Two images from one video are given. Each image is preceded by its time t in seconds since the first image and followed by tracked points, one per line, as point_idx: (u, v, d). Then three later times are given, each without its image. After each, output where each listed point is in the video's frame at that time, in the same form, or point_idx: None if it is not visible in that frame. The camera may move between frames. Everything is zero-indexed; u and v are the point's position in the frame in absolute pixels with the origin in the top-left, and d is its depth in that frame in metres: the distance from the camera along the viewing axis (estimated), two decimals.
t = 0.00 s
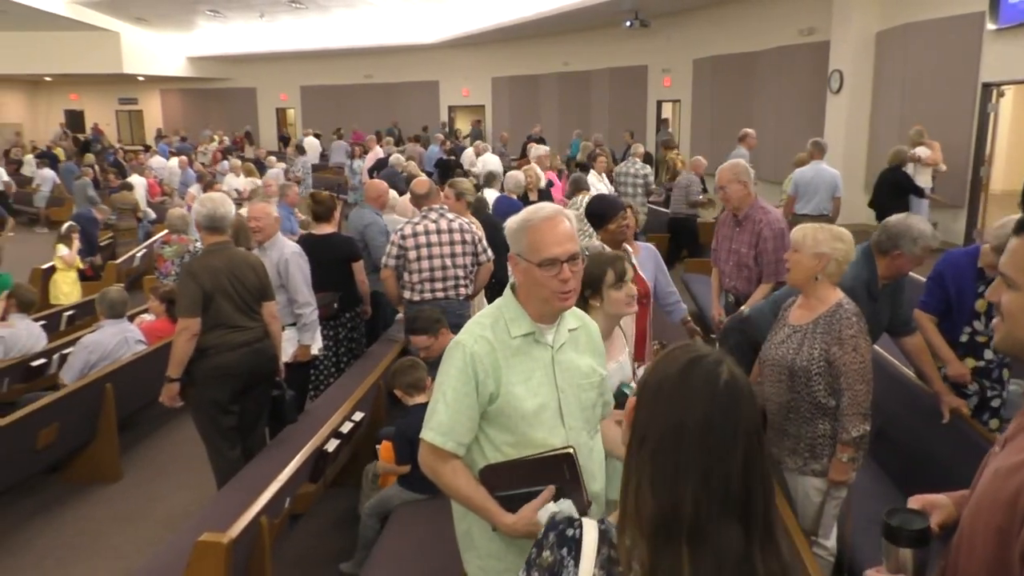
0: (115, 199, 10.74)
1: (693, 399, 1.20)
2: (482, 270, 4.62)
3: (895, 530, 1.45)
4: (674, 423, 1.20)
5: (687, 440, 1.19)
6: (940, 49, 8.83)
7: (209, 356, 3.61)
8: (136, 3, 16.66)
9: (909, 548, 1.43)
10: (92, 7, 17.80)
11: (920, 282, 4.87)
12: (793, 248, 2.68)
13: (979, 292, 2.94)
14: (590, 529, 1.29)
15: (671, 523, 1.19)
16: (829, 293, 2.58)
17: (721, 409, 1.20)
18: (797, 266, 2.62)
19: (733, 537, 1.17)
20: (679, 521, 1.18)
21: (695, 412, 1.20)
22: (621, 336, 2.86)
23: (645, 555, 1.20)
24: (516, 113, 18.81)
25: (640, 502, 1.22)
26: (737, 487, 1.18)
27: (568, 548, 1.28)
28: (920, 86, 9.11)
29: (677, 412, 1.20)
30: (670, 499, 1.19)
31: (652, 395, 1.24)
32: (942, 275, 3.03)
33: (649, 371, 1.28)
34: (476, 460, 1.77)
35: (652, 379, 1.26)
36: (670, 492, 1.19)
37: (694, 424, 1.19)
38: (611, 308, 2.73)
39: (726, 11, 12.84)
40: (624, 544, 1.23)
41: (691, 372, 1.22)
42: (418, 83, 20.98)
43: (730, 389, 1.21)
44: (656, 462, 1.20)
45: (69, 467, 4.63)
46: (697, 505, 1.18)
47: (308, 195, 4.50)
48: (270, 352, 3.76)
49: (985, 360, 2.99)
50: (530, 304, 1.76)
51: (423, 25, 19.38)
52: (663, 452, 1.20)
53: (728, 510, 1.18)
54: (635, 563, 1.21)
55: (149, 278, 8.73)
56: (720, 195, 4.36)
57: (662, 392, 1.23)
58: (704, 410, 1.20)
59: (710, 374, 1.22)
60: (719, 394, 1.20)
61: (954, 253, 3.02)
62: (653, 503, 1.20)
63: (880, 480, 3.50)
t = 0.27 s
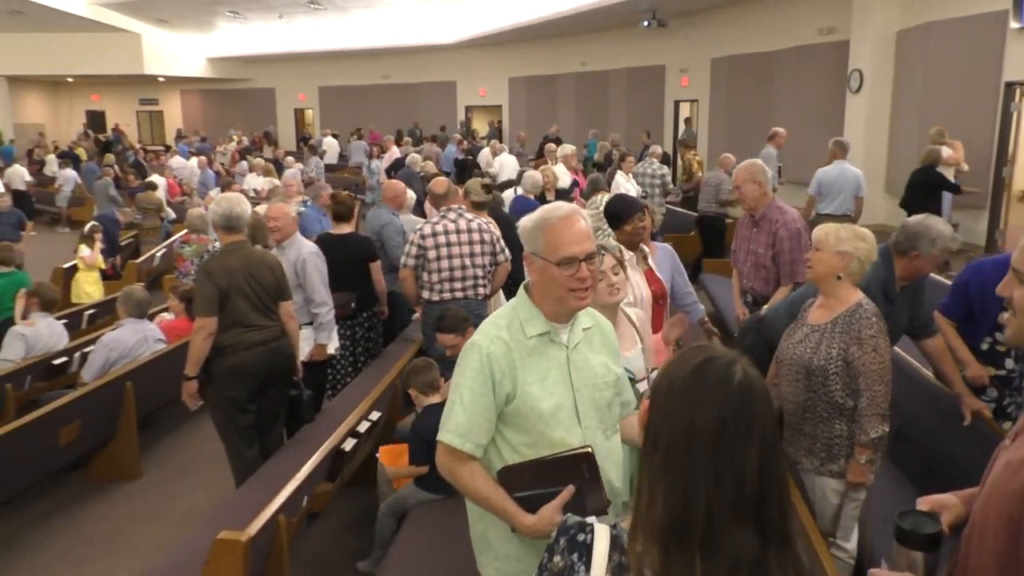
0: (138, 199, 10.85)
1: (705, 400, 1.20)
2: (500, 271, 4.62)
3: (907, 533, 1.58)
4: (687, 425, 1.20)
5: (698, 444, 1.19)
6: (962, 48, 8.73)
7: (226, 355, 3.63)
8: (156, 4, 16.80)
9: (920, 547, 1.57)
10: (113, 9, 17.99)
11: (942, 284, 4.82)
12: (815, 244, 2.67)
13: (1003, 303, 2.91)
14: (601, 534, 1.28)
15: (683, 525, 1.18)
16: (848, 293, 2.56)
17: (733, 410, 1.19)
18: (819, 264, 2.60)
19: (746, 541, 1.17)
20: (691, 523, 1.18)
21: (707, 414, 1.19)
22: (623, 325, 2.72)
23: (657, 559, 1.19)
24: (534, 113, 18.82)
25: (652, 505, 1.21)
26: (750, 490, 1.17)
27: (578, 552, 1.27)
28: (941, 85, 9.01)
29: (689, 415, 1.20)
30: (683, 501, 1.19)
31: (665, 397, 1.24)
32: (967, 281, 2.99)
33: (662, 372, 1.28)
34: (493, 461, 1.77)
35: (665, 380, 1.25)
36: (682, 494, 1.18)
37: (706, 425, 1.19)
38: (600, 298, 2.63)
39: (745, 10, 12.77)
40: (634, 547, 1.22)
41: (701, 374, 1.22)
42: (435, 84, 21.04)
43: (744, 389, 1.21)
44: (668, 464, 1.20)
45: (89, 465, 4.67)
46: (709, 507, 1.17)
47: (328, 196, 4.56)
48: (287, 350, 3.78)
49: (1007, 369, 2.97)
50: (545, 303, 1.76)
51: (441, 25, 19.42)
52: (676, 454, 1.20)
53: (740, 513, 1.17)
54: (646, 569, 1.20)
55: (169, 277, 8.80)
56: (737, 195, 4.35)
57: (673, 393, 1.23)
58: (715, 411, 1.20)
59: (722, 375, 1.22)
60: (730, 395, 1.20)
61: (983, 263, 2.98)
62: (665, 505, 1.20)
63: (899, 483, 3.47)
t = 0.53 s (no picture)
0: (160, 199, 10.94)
1: (721, 403, 1.20)
2: (518, 270, 4.62)
3: (914, 532, 1.59)
4: (705, 428, 1.20)
5: (717, 446, 1.19)
6: (987, 47, 8.63)
7: (245, 353, 3.66)
8: (178, 5, 16.92)
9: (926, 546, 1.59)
10: (136, 10, 18.18)
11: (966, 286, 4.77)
12: (828, 249, 2.63)
13: None
14: (622, 535, 1.30)
15: (702, 529, 1.18)
16: (868, 294, 2.54)
17: (751, 412, 1.19)
18: (835, 266, 2.58)
19: (768, 542, 1.16)
20: (710, 525, 1.17)
21: (725, 416, 1.19)
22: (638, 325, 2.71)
23: (677, 564, 1.19)
24: (552, 114, 18.81)
25: (672, 508, 1.21)
26: (770, 493, 1.17)
27: (598, 552, 1.29)
28: (966, 85, 8.91)
29: (706, 417, 1.20)
30: (702, 504, 1.19)
31: (681, 401, 1.24)
32: (992, 288, 3.08)
33: (678, 375, 1.28)
34: (511, 462, 1.77)
35: (681, 384, 1.25)
36: (701, 497, 1.18)
37: (723, 428, 1.19)
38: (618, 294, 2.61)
39: (766, 10, 12.69)
40: (654, 550, 1.22)
41: (716, 376, 1.22)
42: (454, 84, 21.06)
43: (761, 388, 1.20)
44: (688, 467, 1.20)
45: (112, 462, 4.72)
46: (729, 510, 1.17)
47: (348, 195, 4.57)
48: (305, 349, 3.81)
49: None
50: (563, 305, 1.76)
51: (460, 25, 19.44)
52: (694, 457, 1.20)
53: (760, 515, 1.17)
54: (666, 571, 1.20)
55: (190, 276, 8.87)
56: (756, 195, 4.33)
57: (688, 397, 1.23)
58: (732, 412, 1.19)
59: (739, 376, 1.21)
60: (748, 397, 1.20)
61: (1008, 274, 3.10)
62: (683, 508, 1.20)
63: (920, 485, 3.45)
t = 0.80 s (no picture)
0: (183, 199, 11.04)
1: (740, 401, 1.19)
2: (536, 271, 4.61)
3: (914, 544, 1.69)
4: (723, 427, 1.19)
5: (737, 444, 1.18)
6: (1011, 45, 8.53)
7: (264, 351, 3.69)
8: (200, 7, 17.05)
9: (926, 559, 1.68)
10: (158, 11, 18.35)
11: (990, 287, 4.71)
12: (845, 251, 2.61)
13: None
14: (645, 535, 1.30)
15: (724, 528, 1.17)
16: (887, 296, 2.51)
17: (772, 410, 1.18)
18: (852, 267, 2.55)
19: (790, 542, 1.15)
20: (731, 523, 1.17)
21: (744, 414, 1.18)
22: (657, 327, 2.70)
23: (699, 564, 1.18)
24: (571, 114, 18.80)
25: (693, 508, 1.21)
26: (792, 491, 1.16)
27: (620, 551, 1.30)
28: (989, 83, 8.81)
29: (725, 416, 1.19)
30: (722, 502, 1.18)
31: (700, 401, 1.23)
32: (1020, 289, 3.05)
33: (696, 375, 1.27)
34: (529, 463, 1.77)
35: (698, 384, 1.25)
36: (722, 496, 1.18)
37: (742, 427, 1.18)
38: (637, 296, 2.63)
39: (786, 9, 12.62)
40: (677, 550, 1.22)
41: (734, 375, 1.21)
42: (472, 84, 21.10)
43: (781, 387, 1.19)
44: (708, 467, 1.20)
45: (134, 460, 4.78)
46: (751, 508, 1.16)
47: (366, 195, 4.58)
48: (323, 348, 3.82)
49: None
50: (582, 306, 1.76)
51: (479, 25, 19.48)
52: (714, 457, 1.19)
53: (781, 514, 1.16)
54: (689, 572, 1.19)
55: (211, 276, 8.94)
56: (776, 195, 4.30)
57: (707, 396, 1.22)
58: (752, 410, 1.19)
59: (757, 374, 1.20)
60: (767, 395, 1.19)
61: None
62: (704, 508, 1.19)
63: (942, 489, 3.42)
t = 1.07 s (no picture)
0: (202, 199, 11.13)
1: (760, 400, 1.18)
2: (551, 272, 4.61)
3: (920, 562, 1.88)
4: (743, 426, 1.19)
5: (755, 443, 1.17)
6: None
7: (283, 350, 3.71)
8: (219, 8, 17.18)
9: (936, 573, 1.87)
10: (178, 12, 18.50)
11: (1012, 290, 4.66)
12: (871, 250, 2.61)
13: None
14: (664, 535, 1.31)
15: (744, 528, 1.17)
16: (909, 298, 2.49)
17: (792, 410, 1.17)
18: (877, 269, 2.54)
19: (811, 541, 1.15)
20: (751, 521, 1.16)
21: (763, 412, 1.18)
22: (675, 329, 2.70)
23: (718, 565, 1.18)
24: (588, 114, 18.78)
25: (711, 510, 1.20)
26: (812, 491, 1.16)
27: (640, 551, 1.30)
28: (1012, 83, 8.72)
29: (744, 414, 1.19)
30: (741, 502, 1.18)
31: (720, 399, 1.22)
32: None
33: (715, 374, 1.26)
34: (546, 464, 1.77)
35: (716, 384, 1.24)
36: (741, 496, 1.17)
37: (762, 426, 1.17)
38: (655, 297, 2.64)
39: (805, 8, 12.54)
40: (697, 552, 1.22)
41: (753, 375, 1.20)
42: (489, 84, 21.14)
43: (801, 387, 1.18)
44: (728, 467, 1.19)
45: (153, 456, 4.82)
46: (771, 507, 1.16)
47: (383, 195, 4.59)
48: (340, 347, 3.84)
49: None
50: (599, 307, 1.75)
51: (496, 25, 19.51)
52: (733, 455, 1.18)
53: (802, 513, 1.16)
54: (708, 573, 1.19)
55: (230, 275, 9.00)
56: (795, 196, 4.28)
57: (726, 395, 1.22)
58: (772, 409, 1.18)
59: (775, 373, 1.20)
60: (787, 393, 1.18)
61: None
62: (724, 509, 1.19)
63: (961, 491, 3.39)
